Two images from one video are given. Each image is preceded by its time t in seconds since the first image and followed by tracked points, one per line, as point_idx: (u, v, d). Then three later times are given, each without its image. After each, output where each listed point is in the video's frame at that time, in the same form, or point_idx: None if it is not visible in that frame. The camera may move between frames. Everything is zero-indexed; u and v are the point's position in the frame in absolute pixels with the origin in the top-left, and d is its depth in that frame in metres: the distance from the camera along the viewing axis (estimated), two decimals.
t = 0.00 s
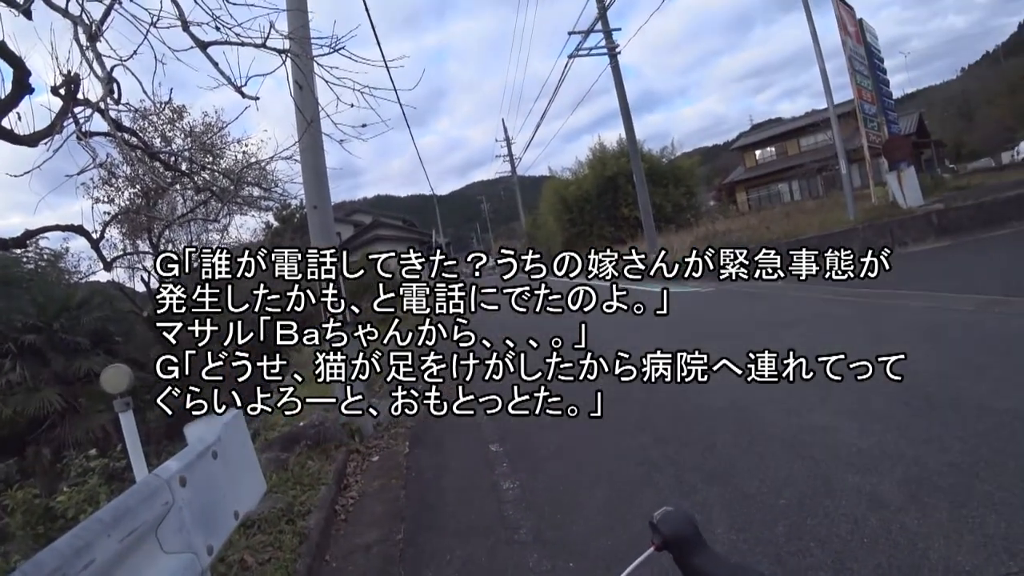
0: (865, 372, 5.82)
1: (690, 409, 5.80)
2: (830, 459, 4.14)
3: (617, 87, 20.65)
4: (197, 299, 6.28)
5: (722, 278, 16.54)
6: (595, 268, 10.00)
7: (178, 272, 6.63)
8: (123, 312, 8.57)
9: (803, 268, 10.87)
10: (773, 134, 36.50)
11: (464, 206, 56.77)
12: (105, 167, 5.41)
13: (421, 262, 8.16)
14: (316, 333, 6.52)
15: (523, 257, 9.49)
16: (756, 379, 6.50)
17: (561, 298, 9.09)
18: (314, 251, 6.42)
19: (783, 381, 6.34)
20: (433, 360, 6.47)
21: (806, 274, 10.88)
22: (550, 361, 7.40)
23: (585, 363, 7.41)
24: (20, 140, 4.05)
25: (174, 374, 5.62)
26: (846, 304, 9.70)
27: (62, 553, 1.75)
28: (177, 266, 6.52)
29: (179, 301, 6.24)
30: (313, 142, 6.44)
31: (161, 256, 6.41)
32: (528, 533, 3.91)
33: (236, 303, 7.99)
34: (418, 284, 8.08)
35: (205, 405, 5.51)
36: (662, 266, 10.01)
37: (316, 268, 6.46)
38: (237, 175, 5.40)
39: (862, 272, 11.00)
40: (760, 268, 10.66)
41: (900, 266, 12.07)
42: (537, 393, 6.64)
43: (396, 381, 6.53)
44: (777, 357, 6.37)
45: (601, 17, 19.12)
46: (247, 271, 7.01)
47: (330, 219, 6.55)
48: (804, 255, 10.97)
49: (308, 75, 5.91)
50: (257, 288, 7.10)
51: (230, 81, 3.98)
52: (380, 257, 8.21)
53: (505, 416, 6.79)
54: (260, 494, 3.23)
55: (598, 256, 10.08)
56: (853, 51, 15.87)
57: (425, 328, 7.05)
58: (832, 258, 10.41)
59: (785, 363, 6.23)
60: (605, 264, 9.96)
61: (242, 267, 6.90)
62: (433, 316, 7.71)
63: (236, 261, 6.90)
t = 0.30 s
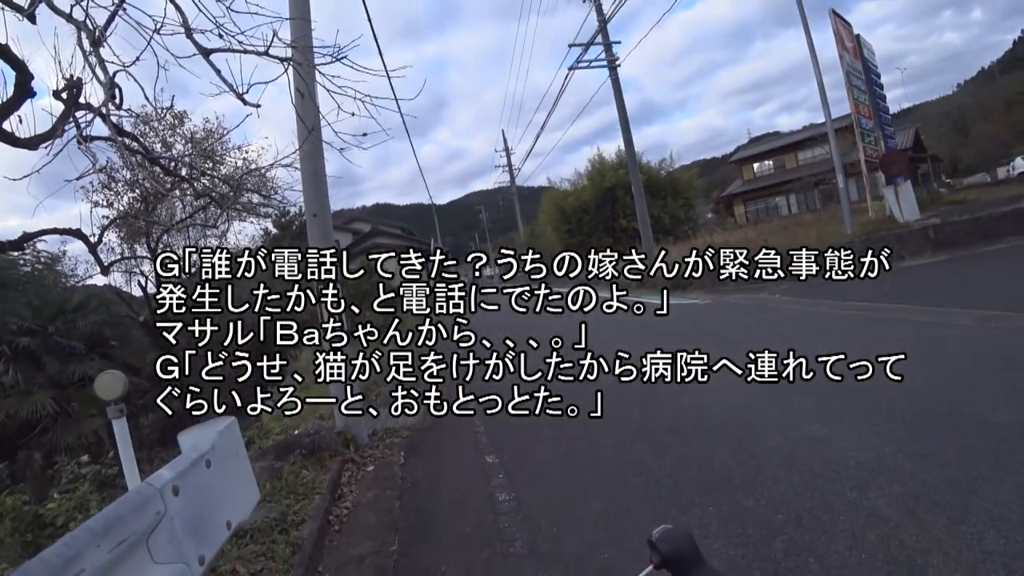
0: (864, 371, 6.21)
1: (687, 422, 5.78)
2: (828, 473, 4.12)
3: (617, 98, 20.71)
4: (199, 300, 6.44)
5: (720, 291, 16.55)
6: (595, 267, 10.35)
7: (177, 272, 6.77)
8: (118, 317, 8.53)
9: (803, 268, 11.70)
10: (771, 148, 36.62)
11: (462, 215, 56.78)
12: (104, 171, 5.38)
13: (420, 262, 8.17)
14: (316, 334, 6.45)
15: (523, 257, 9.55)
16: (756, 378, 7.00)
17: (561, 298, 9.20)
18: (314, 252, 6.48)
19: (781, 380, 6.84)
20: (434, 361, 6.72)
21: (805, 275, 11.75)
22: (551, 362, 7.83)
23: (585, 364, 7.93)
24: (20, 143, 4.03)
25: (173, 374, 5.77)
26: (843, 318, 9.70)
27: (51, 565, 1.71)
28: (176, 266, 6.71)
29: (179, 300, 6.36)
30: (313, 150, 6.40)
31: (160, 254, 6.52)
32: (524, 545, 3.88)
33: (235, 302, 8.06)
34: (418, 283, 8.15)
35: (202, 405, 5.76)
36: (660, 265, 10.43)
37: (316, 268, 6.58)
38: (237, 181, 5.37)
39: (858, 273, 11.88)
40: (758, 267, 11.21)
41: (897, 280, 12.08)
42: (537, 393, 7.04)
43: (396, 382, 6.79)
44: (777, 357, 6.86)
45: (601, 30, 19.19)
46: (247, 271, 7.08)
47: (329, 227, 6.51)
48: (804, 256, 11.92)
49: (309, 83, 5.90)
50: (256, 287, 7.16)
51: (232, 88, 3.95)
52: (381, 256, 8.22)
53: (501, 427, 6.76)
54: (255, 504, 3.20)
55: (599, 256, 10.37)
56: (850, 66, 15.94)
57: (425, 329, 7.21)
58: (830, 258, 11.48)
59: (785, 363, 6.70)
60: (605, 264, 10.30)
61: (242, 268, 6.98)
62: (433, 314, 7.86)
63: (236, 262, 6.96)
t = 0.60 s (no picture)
0: (863, 371, 6.58)
1: (687, 433, 5.77)
2: (829, 487, 4.10)
3: (619, 108, 20.75)
4: (200, 299, 6.47)
5: (721, 302, 16.52)
6: (595, 267, 10.39)
7: (177, 270, 6.81)
8: (119, 321, 8.52)
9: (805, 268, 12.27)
10: (772, 159, 36.69)
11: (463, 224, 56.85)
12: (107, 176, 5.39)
13: (421, 261, 8.14)
14: (316, 333, 6.54)
15: (523, 257, 9.51)
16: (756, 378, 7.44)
17: (561, 298, 9.23)
18: (315, 251, 6.41)
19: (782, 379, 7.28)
20: (434, 362, 6.93)
21: (807, 275, 12.34)
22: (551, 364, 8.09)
23: (585, 365, 8.40)
24: (25, 148, 4.03)
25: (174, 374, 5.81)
26: (844, 330, 9.69)
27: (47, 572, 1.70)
28: (176, 266, 6.79)
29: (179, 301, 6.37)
30: (316, 158, 6.39)
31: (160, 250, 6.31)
32: (523, 557, 3.85)
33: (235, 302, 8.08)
34: (418, 284, 8.14)
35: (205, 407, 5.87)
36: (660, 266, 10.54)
37: (316, 268, 6.50)
38: (240, 189, 5.37)
39: (863, 267, 12.60)
40: (758, 266, 11.38)
41: (898, 292, 12.07)
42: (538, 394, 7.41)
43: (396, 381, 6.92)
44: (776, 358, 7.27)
45: (603, 41, 19.25)
46: (247, 271, 7.12)
47: (331, 235, 6.51)
48: (806, 257, 12.43)
49: (314, 92, 5.92)
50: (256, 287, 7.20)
51: (238, 97, 3.96)
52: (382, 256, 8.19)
53: (501, 437, 6.74)
54: (251, 512, 3.19)
55: (598, 256, 10.41)
56: (851, 78, 15.98)
57: (425, 329, 7.28)
58: (831, 259, 12.02)
59: (785, 363, 7.19)
60: (605, 264, 10.33)
61: (243, 267, 7.02)
62: (432, 314, 7.96)
63: (237, 262, 6.99)
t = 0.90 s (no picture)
0: (864, 372, 6.54)
1: (689, 437, 5.75)
2: (832, 489, 4.08)
3: (613, 114, 20.78)
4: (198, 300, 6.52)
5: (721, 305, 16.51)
6: (595, 267, 10.57)
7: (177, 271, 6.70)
8: (118, 334, 8.48)
9: (805, 268, 12.34)
10: (767, 161, 36.75)
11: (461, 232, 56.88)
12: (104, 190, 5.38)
13: (421, 262, 8.13)
14: (314, 333, 6.39)
15: (523, 257, 9.52)
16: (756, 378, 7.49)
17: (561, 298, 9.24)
18: (315, 251, 6.36)
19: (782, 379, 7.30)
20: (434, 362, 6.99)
21: (808, 274, 12.49)
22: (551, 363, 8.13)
23: (584, 365, 8.43)
24: (23, 164, 4.03)
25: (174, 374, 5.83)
26: (844, 329, 9.68)
27: None
28: (178, 266, 6.64)
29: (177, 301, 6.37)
30: (313, 169, 6.39)
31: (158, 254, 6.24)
32: (526, 565, 3.83)
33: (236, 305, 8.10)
34: (417, 284, 8.14)
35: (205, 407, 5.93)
36: (659, 266, 10.57)
37: (315, 269, 6.42)
38: (237, 201, 5.37)
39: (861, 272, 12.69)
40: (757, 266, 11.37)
41: (896, 290, 12.07)
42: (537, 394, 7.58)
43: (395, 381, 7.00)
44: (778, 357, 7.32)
45: (597, 47, 19.29)
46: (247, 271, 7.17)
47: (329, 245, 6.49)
48: (807, 258, 12.41)
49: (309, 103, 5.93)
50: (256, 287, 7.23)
51: (234, 109, 3.95)
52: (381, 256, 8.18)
53: (502, 444, 6.72)
54: (254, 525, 3.17)
55: (598, 257, 10.62)
56: (844, 79, 16.01)
57: (425, 329, 7.30)
58: (831, 260, 12.08)
59: (785, 364, 7.22)
60: (605, 264, 10.50)
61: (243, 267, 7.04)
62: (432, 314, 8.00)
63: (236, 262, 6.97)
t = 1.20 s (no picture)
0: (866, 372, 6.49)
1: (703, 439, 5.72)
2: (850, 488, 4.04)
3: (617, 116, 20.79)
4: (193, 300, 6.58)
5: (730, 304, 16.45)
6: (595, 267, 10.55)
7: (178, 272, 6.43)
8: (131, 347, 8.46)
9: (805, 268, 12.32)
10: (772, 159, 36.66)
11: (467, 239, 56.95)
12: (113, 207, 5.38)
13: (420, 261, 8.19)
14: (315, 333, 6.81)
15: (522, 256, 9.50)
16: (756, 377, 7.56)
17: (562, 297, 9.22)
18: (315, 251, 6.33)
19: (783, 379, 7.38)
20: (433, 361, 7.07)
21: (808, 273, 12.52)
22: (551, 361, 8.17)
23: (584, 364, 8.39)
24: (35, 181, 4.05)
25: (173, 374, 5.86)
26: (856, 326, 9.62)
27: None
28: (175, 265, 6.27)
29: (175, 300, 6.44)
30: (320, 179, 6.38)
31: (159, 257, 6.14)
32: (544, 571, 3.81)
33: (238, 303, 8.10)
34: (417, 283, 8.18)
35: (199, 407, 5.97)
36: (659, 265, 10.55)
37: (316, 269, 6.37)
38: (246, 214, 5.36)
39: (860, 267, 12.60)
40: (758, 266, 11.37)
41: (908, 285, 11.99)
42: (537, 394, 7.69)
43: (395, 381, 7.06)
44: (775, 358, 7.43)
45: (598, 50, 19.30)
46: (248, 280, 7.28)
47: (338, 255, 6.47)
48: (806, 258, 12.37)
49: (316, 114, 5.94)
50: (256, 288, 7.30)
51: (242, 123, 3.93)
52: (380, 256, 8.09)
53: (516, 450, 6.71)
54: (270, 535, 3.16)
55: (599, 257, 10.68)
56: (848, 74, 15.96)
57: (425, 328, 7.38)
58: (831, 260, 12.08)
59: (785, 363, 7.27)
60: (605, 264, 10.48)
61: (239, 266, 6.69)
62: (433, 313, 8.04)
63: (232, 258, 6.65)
